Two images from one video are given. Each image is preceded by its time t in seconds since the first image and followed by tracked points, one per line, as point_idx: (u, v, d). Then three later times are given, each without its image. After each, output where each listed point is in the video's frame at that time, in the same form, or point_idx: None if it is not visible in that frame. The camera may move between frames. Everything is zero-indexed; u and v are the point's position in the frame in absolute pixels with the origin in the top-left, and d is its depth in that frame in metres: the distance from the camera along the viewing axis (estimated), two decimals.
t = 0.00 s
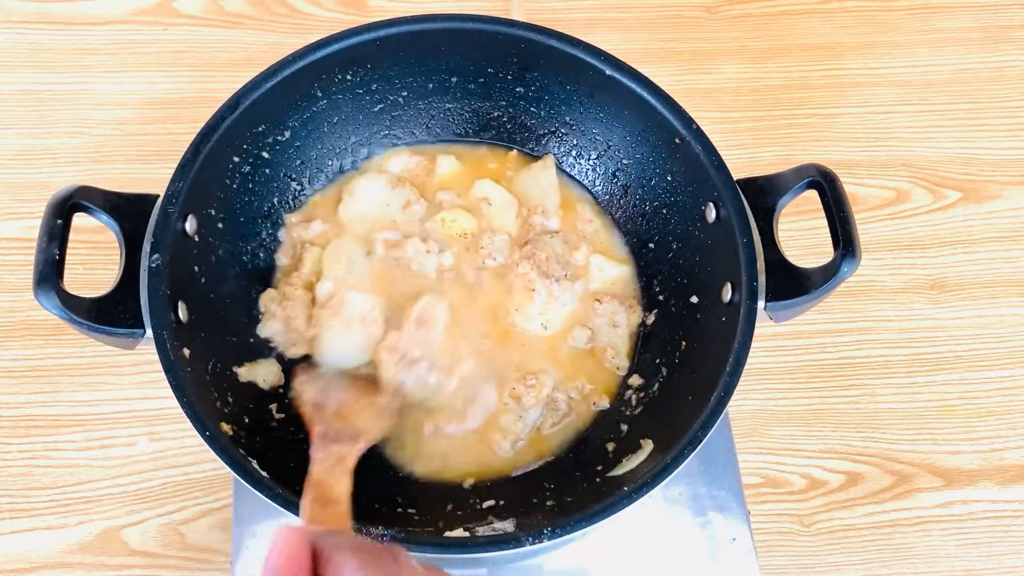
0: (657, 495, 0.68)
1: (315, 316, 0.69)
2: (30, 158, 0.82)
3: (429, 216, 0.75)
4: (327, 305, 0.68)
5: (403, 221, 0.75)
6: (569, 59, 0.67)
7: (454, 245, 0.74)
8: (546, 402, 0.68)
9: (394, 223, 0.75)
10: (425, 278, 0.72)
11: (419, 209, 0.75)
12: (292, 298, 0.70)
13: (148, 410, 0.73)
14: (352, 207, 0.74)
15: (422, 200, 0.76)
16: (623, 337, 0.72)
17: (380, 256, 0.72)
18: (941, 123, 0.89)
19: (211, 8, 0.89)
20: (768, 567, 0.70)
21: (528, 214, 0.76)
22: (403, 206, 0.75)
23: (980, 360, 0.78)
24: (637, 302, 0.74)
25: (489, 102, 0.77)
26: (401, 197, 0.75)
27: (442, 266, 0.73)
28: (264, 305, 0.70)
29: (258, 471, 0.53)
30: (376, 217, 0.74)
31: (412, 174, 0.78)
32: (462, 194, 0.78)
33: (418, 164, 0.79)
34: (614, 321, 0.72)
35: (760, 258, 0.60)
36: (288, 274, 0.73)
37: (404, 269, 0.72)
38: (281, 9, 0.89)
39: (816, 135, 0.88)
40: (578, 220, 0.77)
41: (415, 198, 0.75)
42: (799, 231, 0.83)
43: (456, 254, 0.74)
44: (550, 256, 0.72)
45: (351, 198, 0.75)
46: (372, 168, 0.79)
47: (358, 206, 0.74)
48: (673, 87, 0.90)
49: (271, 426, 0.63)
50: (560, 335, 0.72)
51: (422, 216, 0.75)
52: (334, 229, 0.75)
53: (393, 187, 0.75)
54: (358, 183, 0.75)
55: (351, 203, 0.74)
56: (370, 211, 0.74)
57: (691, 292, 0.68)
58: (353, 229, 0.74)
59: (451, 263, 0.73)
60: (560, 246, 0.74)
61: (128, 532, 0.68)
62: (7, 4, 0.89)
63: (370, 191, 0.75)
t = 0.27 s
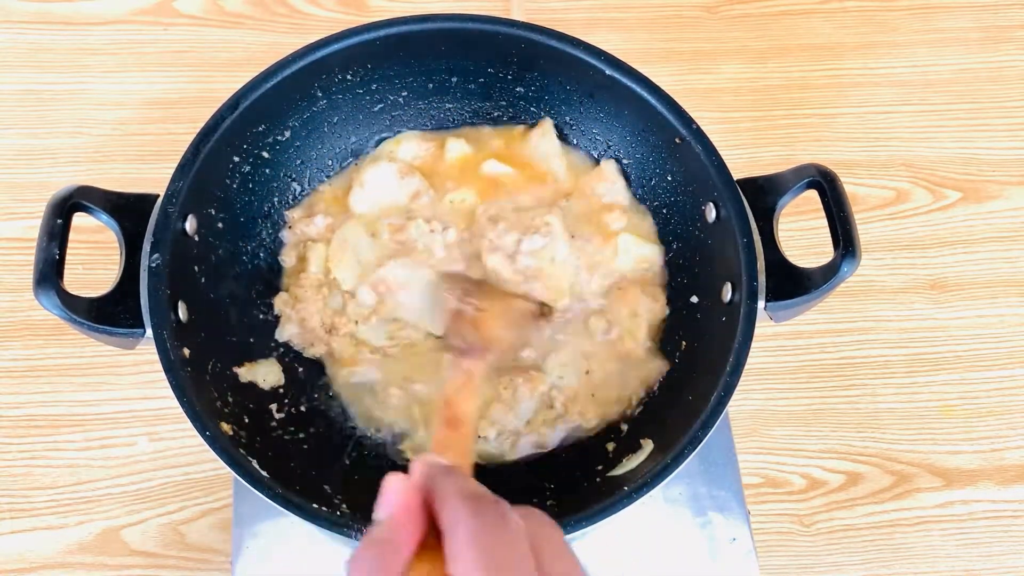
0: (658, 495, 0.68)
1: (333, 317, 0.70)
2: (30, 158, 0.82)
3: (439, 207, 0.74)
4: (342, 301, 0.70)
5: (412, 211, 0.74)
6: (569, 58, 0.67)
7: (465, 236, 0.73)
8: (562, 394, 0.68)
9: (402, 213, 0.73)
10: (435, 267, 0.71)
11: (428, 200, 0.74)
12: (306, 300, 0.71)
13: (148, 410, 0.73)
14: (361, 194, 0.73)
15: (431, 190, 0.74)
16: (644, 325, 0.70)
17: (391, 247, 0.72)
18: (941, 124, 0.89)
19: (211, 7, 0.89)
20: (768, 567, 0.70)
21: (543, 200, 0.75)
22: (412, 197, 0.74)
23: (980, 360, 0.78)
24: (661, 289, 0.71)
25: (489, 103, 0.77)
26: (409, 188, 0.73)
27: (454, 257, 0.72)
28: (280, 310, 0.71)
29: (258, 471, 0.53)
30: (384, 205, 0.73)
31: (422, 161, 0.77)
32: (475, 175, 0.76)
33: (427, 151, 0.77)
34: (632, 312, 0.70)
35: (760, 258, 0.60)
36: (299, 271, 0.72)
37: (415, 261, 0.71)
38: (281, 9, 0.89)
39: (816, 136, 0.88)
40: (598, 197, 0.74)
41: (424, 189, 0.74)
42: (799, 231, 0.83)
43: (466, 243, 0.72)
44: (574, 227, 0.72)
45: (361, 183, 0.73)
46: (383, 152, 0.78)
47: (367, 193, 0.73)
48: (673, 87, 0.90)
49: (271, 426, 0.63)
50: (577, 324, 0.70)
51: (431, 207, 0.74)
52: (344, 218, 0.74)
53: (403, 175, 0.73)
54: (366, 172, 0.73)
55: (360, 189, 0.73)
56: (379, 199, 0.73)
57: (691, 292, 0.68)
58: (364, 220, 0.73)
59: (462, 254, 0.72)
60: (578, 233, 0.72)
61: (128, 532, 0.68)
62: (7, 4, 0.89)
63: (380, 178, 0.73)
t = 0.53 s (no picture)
0: (657, 495, 0.68)
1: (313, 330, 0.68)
2: (30, 158, 0.82)
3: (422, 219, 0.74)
4: (320, 311, 0.68)
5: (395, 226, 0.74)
6: (568, 58, 0.67)
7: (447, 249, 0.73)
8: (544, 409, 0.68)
9: (384, 227, 0.74)
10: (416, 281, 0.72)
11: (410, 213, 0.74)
12: (287, 313, 0.69)
13: (148, 410, 0.73)
14: (342, 211, 0.74)
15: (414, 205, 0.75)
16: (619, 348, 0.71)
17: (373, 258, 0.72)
18: (941, 124, 0.89)
19: (212, 8, 0.89)
20: (768, 567, 0.70)
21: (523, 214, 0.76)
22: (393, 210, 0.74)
23: (980, 359, 0.78)
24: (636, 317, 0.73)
25: (489, 102, 0.77)
26: (393, 202, 0.74)
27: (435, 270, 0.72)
28: (259, 321, 0.69)
29: (258, 471, 0.53)
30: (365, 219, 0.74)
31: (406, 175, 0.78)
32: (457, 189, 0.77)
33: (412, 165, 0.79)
34: (608, 335, 0.71)
35: (760, 258, 0.60)
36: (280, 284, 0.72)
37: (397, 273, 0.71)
38: (281, 9, 0.89)
39: (816, 135, 0.88)
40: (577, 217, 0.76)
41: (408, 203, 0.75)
42: (799, 231, 0.83)
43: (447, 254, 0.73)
44: (558, 242, 0.73)
45: (343, 200, 0.75)
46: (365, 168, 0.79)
47: (349, 208, 0.74)
48: (673, 87, 0.90)
49: (271, 426, 0.64)
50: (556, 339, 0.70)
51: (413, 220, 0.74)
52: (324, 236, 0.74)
53: (386, 190, 0.75)
54: (350, 184, 0.75)
55: (341, 205, 0.75)
56: (359, 214, 0.74)
57: (690, 292, 0.68)
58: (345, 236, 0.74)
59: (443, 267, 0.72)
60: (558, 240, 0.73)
61: (128, 532, 0.68)
62: (7, 4, 0.89)
63: (362, 192, 0.75)
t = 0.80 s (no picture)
0: (658, 495, 0.68)
1: (318, 333, 0.69)
2: (30, 158, 0.82)
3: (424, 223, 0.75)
4: (326, 315, 0.70)
5: (397, 229, 0.75)
6: (568, 58, 0.67)
7: (449, 253, 0.74)
8: (547, 410, 0.68)
9: (386, 231, 0.75)
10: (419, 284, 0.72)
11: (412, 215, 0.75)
12: (291, 317, 0.69)
13: (148, 410, 0.73)
14: (345, 215, 0.75)
15: (416, 207, 0.76)
16: (623, 346, 0.71)
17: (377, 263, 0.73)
18: (941, 123, 0.89)
19: (212, 8, 0.89)
20: (768, 567, 0.70)
21: (525, 214, 0.76)
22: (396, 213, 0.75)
23: (980, 359, 0.78)
24: (640, 314, 0.73)
25: (489, 102, 0.77)
26: (396, 205, 0.75)
27: (438, 274, 0.73)
28: (263, 325, 0.70)
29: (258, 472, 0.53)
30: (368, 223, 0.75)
31: (408, 179, 0.79)
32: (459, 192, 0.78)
33: (414, 170, 0.79)
34: (612, 334, 0.71)
35: (760, 258, 0.60)
36: (284, 289, 0.72)
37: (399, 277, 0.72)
38: (281, 10, 0.89)
39: (816, 135, 0.88)
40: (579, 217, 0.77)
41: (410, 206, 0.75)
42: (799, 231, 0.83)
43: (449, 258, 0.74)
44: (560, 247, 0.73)
45: (345, 205, 0.75)
46: (367, 171, 0.79)
47: (352, 212, 0.75)
48: (673, 87, 0.90)
49: (272, 426, 0.63)
50: (559, 340, 0.71)
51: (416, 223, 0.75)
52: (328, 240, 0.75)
53: (388, 193, 0.75)
54: (352, 189, 0.76)
55: (344, 209, 0.75)
56: (362, 218, 0.75)
57: (690, 292, 0.68)
58: (349, 241, 0.75)
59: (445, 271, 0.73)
60: (560, 240, 0.73)
61: (128, 532, 0.68)
62: (7, 4, 0.89)
63: (364, 197, 0.75)
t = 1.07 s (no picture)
0: (658, 495, 0.68)
1: (319, 334, 0.69)
2: (30, 159, 0.82)
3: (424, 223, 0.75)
4: (326, 315, 0.70)
5: (398, 229, 0.75)
6: (568, 59, 0.67)
7: (449, 253, 0.74)
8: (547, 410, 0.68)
9: (387, 231, 0.75)
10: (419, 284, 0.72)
11: (412, 216, 0.75)
12: (291, 318, 0.69)
13: (148, 410, 0.73)
14: (345, 216, 0.75)
15: (416, 207, 0.76)
16: (622, 349, 0.71)
17: (377, 263, 0.72)
18: (941, 123, 0.89)
19: (212, 8, 0.89)
20: (768, 567, 0.70)
21: (525, 214, 0.76)
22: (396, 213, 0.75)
23: (980, 359, 0.78)
24: (640, 316, 0.73)
25: (489, 102, 0.77)
26: (396, 204, 0.75)
27: (438, 274, 0.73)
28: (264, 326, 0.70)
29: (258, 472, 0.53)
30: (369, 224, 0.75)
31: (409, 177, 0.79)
32: (458, 192, 0.78)
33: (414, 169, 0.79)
34: (611, 335, 0.71)
35: (760, 258, 0.60)
36: (285, 289, 0.73)
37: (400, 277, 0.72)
38: (281, 9, 0.89)
39: (816, 135, 0.88)
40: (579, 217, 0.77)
41: (411, 206, 0.75)
42: (799, 231, 0.83)
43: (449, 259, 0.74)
44: (560, 247, 0.73)
45: (346, 205, 0.75)
46: (367, 171, 0.79)
47: (352, 212, 0.75)
48: (673, 87, 0.90)
49: (272, 426, 0.64)
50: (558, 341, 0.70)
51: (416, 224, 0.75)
52: (328, 240, 0.75)
53: (388, 193, 0.75)
54: (353, 189, 0.76)
55: (344, 209, 0.75)
56: (363, 218, 0.75)
57: (690, 292, 0.68)
58: (349, 241, 0.75)
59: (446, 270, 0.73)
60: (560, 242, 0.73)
61: (128, 532, 0.68)
62: (6, 4, 0.89)
63: (364, 197, 0.75)
